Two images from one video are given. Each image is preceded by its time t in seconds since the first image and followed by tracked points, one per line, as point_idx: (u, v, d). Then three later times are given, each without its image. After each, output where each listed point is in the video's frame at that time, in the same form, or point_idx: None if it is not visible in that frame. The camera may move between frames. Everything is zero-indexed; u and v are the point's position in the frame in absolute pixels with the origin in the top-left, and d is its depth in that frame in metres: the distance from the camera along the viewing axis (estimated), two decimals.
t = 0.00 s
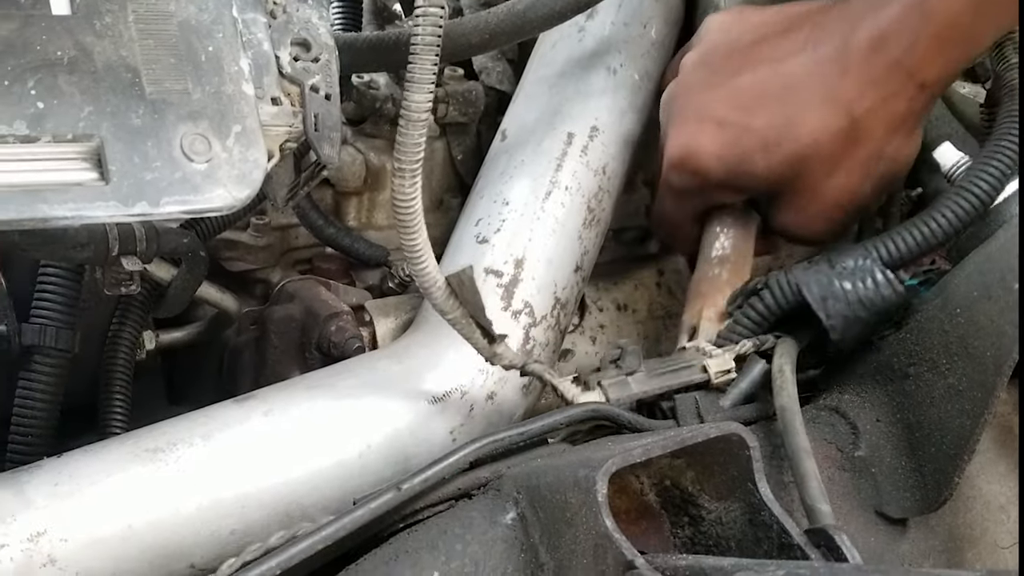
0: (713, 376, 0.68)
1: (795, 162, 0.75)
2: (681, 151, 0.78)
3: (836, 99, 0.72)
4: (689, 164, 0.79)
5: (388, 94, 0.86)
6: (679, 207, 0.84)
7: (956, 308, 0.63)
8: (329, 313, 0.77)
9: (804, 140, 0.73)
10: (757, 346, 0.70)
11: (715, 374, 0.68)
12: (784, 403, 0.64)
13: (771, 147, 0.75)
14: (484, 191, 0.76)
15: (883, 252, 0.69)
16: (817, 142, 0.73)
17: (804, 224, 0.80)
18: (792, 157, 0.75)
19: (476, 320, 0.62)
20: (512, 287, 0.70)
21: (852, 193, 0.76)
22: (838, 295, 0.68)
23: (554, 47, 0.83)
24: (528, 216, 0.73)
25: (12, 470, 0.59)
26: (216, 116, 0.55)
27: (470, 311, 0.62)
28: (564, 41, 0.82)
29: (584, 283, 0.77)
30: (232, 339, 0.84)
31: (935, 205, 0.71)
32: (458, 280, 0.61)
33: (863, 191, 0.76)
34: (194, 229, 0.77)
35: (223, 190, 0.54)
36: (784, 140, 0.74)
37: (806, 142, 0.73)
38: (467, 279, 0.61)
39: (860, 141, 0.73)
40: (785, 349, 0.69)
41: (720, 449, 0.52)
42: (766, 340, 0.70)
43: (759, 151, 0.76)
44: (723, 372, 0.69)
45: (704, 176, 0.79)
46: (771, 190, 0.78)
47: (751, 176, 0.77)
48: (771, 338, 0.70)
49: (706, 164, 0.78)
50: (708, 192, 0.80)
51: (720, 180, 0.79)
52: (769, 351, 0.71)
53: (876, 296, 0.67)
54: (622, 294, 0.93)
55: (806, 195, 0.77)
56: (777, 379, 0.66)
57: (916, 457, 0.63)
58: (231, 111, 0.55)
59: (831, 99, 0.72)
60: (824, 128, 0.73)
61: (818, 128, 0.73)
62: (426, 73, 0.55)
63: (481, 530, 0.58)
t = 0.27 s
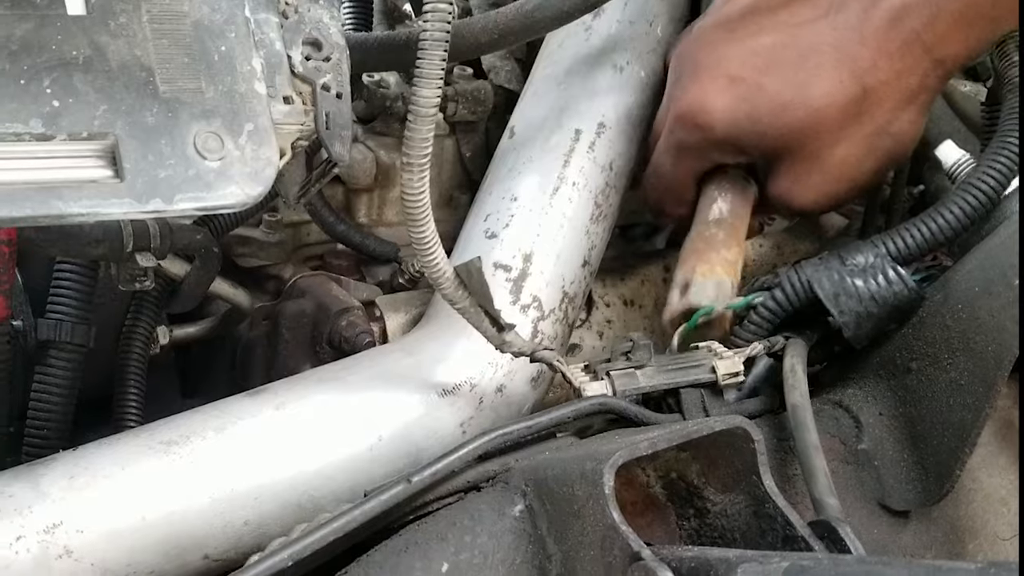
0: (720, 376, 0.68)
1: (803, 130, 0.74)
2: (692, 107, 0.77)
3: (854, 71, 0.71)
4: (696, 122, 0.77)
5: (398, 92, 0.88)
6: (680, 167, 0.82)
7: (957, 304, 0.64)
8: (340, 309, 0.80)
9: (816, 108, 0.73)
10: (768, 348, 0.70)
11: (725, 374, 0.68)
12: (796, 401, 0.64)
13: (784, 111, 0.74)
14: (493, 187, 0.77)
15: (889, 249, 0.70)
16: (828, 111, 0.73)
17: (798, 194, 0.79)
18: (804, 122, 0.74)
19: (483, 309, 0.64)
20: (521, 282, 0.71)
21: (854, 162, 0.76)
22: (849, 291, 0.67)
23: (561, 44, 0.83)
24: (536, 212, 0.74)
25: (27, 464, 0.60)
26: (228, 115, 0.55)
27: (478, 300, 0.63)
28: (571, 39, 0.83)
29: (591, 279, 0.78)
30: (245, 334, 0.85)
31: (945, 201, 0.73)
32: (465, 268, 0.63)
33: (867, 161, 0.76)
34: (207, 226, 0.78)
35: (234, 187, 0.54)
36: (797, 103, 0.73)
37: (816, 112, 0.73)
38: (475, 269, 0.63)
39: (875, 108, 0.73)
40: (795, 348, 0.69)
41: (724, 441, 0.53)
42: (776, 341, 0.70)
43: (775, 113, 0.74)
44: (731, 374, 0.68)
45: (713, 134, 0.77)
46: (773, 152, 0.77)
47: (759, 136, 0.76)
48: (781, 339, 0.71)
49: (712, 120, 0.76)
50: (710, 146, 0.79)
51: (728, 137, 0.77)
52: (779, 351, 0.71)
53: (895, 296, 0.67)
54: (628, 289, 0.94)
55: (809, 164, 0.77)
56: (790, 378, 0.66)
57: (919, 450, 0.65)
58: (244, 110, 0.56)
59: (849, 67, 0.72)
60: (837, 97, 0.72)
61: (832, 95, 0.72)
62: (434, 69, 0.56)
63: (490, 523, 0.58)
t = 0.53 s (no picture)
0: (722, 366, 0.71)
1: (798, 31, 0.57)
2: None
3: None
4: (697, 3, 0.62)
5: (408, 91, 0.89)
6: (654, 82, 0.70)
7: (958, 299, 0.64)
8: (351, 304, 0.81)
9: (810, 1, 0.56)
10: (765, 342, 0.74)
11: (725, 364, 0.71)
12: (794, 391, 0.66)
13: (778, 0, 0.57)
14: (501, 188, 0.78)
15: (865, 250, 0.78)
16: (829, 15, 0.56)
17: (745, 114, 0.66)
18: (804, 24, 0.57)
19: (489, 306, 0.65)
20: (527, 284, 0.72)
21: (833, 81, 0.60)
22: (822, 289, 0.76)
23: (570, 48, 0.83)
24: (544, 214, 0.75)
25: (42, 457, 0.62)
26: (241, 113, 0.56)
27: (483, 297, 0.64)
28: (578, 42, 0.83)
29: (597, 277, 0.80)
30: (258, 329, 0.87)
31: (918, 209, 0.79)
32: (471, 265, 0.64)
33: (841, 90, 0.61)
34: (219, 223, 0.80)
35: (247, 183, 0.56)
36: None
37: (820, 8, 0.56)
38: (480, 265, 0.64)
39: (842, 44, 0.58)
40: (793, 342, 0.72)
41: (728, 435, 0.54)
42: (774, 336, 0.74)
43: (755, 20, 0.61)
44: (733, 362, 0.71)
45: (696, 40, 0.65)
46: (751, 44, 0.60)
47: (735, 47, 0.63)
48: (779, 334, 0.74)
49: (766, 2, 0.58)
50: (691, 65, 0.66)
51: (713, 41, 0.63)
52: (777, 346, 0.75)
53: (865, 295, 0.74)
54: (635, 285, 0.96)
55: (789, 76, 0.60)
56: (788, 370, 0.68)
57: (920, 443, 0.65)
58: (257, 108, 0.57)
59: None
60: None
61: None
62: (441, 69, 0.57)
63: (498, 515, 0.59)
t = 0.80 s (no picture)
0: (724, 356, 0.73)
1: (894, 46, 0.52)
2: None
3: None
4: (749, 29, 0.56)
5: (418, 89, 0.90)
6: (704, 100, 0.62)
7: (959, 294, 0.65)
8: (363, 300, 0.83)
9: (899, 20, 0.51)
10: (765, 337, 0.75)
11: (728, 356, 0.73)
12: (792, 383, 0.68)
13: (869, 23, 0.52)
14: (509, 186, 0.79)
15: (865, 249, 0.78)
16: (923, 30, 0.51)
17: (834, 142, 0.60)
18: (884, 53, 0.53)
19: (495, 302, 0.66)
20: (535, 280, 0.73)
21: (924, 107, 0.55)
22: (823, 287, 0.77)
23: (577, 50, 0.85)
24: (551, 212, 0.76)
25: (58, 450, 0.64)
26: (253, 111, 0.57)
27: (489, 292, 0.66)
28: (586, 45, 0.85)
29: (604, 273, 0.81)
30: (270, 324, 0.88)
31: (917, 208, 0.80)
32: (477, 261, 0.66)
33: (931, 113, 0.56)
34: (233, 219, 0.81)
35: (260, 180, 0.56)
36: (896, 8, 0.51)
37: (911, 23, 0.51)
38: (486, 261, 0.65)
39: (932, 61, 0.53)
40: (791, 337, 0.74)
41: (734, 428, 0.55)
42: (774, 331, 0.76)
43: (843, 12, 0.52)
44: (735, 354, 0.74)
45: (759, 38, 0.56)
46: (846, 75, 0.55)
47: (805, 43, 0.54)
48: (778, 330, 0.76)
49: (856, 31, 0.52)
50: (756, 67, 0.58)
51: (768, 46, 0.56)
52: (777, 341, 0.76)
53: (864, 293, 0.76)
54: (641, 281, 0.96)
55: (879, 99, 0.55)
56: (787, 361, 0.70)
57: (922, 436, 0.66)
58: (270, 107, 0.58)
59: None
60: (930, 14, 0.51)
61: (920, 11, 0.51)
62: (449, 68, 0.58)
63: (507, 506, 0.60)
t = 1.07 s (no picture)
0: (730, 351, 0.75)
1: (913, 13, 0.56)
2: (778, 6, 0.59)
3: None
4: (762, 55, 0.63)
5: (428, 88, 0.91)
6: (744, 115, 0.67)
7: (960, 288, 0.65)
8: (373, 296, 0.83)
9: None
10: (769, 332, 0.76)
11: (733, 350, 0.75)
12: (794, 376, 0.69)
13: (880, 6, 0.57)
14: (517, 184, 0.80)
15: (867, 244, 0.79)
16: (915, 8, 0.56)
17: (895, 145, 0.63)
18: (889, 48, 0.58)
19: (502, 297, 0.67)
20: (544, 275, 0.74)
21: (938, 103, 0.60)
22: (824, 283, 0.78)
23: (585, 49, 0.86)
24: (560, 208, 0.77)
25: (74, 443, 0.65)
26: (267, 110, 0.58)
27: (498, 288, 0.67)
28: (594, 45, 0.86)
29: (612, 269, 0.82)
30: (283, 318, 0.90)
31: (918, 204, 0.79)
32: (486, 257, 0.66)
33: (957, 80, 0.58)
34: (246, 216, 0.83)
35: (272, 178, 0.57)
36: None
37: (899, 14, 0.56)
38: (495, 257, 0.66)
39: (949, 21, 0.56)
40: (796, 331, 0.75)
41: (740, 422, 0.55)
42: (779, 326, 0.76)
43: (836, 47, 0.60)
44: (740, 348, 0.75)
45: (777, 48, 0.61)
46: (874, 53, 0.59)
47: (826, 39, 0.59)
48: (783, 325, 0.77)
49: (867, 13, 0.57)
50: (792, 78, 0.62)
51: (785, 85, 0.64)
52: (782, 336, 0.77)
53: (865, 287, 0.76)
54: (648, 276, 0.97)
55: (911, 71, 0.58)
56: (790, 356, 0.71)
57: (923, 430, 0.67)
58: (282, 105, 0.59)
59: None
60: None
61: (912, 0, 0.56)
62: (458, 68, 0.59)
63: (516, 498, 0.61)
